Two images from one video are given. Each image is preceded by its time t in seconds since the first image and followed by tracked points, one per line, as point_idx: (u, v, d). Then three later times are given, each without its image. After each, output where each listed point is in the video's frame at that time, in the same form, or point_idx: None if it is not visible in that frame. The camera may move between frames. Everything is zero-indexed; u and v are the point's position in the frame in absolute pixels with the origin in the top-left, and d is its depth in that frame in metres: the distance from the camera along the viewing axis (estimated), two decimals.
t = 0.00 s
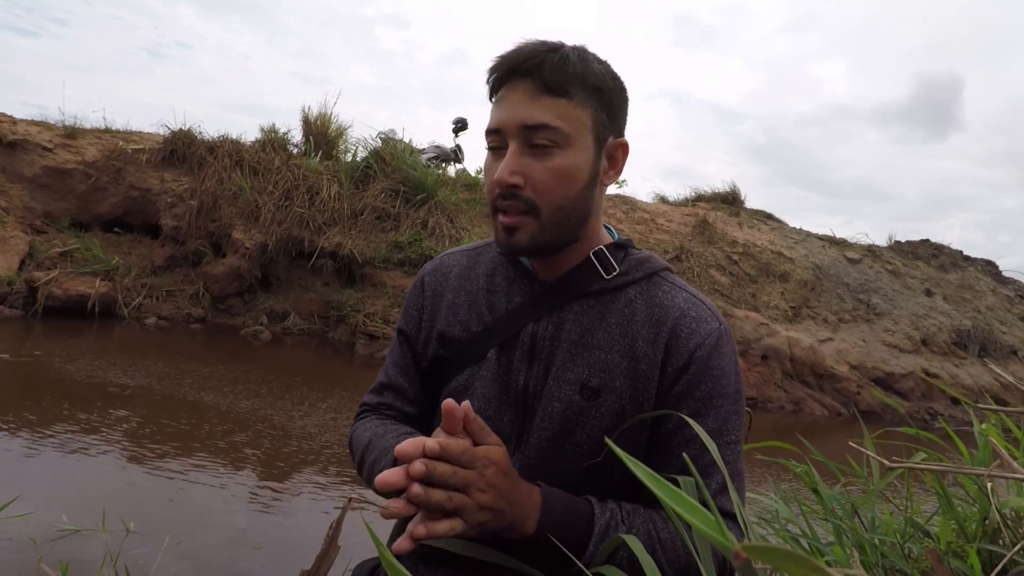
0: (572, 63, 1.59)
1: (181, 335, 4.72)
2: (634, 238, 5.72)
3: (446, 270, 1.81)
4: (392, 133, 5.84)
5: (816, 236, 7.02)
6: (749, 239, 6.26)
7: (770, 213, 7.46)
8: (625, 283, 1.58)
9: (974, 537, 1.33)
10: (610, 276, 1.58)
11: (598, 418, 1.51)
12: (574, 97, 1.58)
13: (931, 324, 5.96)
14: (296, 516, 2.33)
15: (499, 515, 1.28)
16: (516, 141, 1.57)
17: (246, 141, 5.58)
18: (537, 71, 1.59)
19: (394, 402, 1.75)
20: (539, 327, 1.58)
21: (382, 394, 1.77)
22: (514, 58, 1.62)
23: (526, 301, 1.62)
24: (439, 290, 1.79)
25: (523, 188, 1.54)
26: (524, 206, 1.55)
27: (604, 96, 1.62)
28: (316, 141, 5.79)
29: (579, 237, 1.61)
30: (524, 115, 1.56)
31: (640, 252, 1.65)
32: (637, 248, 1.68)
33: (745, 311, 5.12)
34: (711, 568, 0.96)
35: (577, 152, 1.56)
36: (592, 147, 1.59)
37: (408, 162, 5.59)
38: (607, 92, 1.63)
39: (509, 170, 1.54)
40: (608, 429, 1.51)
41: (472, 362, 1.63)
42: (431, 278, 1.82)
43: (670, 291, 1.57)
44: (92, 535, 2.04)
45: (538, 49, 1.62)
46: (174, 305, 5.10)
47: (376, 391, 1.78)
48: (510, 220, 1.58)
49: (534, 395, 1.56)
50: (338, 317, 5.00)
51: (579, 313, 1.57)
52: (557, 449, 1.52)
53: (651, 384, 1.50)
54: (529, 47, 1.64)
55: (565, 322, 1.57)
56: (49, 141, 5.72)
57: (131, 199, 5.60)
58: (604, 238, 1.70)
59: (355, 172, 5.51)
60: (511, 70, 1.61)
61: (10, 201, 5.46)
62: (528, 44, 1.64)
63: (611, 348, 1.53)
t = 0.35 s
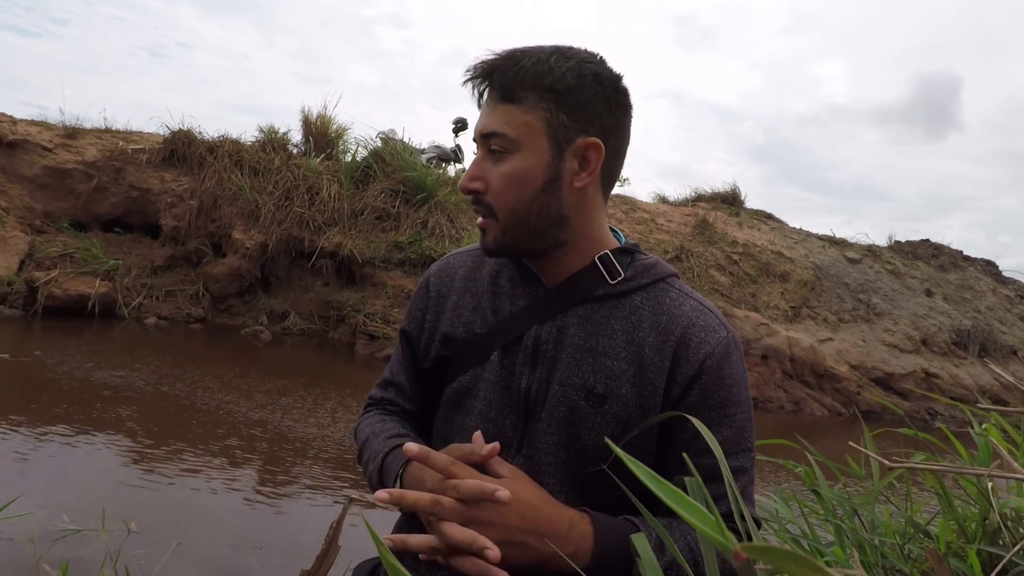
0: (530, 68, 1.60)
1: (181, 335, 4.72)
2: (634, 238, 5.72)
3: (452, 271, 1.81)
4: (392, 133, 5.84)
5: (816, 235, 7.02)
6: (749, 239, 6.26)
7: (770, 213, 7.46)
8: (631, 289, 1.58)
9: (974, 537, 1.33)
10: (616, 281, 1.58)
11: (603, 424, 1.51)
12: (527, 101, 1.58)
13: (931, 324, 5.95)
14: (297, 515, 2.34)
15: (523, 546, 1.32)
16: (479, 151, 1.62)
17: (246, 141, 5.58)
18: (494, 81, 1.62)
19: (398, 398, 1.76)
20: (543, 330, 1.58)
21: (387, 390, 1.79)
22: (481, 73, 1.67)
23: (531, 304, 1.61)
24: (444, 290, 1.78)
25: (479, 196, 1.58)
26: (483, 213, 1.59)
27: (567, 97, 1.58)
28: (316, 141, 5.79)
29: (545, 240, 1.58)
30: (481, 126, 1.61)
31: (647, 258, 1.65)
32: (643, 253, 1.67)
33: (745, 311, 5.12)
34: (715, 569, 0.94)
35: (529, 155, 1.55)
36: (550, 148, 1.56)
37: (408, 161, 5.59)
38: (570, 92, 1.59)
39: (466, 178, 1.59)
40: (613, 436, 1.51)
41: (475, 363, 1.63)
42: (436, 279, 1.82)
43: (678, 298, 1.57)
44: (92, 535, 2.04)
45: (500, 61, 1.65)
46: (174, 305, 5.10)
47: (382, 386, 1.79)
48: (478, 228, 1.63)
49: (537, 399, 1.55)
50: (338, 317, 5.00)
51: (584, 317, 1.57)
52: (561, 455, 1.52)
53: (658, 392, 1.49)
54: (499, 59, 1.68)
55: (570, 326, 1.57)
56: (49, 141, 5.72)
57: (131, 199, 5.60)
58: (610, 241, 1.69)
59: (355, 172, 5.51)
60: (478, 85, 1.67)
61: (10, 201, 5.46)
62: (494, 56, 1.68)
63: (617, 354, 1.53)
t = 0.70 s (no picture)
0: (535, 70, 1.60)
1: (181, 335, 4.72)
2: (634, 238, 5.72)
3: (455, 272, 1.81)
4: (392, 133, 5.84)
5: (816, 236, 7.02)
6: (749, 239, 6.26)
7: (770, 213, 7.46)
8: (634, 292, 1.58)
9: (973, 537, 1.33)
10: (619, 284, 1.58)
11: (606, 427, 1.51)
12: (533, 102, 1.57)
13: (931, 324, 5.95)
14: (297, 515, 2.34)
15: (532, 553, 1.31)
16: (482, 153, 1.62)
17: (246, 141, 5.58)
18: (499, 83, 1.62)
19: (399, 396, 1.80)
20: (546, 332, 1.58)
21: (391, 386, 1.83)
22: (486, 75, 1.66)
23: (534, 306, 1.61)
24: (447, 290, 1.78)
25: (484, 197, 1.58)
26: (488, 215, 1.59)
27: (572, 98, 1.58)
28: (316, 141, 5.79)
29: (550, 242, 1.59)
30: (485, 127, 1.61)
31: (651, 261, 1.64)
32: (647, 256, 1.67)
33: (745, 311, 5.12)
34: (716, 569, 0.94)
35: (535, 157, 1.55)
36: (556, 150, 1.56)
37: (408, 161, 5.59)
38: (575, 93, 1.59)
39: (470, 181, 1.59)
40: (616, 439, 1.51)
41: (477, 365, 1.63)
42: (439, 280, 1.82)
43: (681, 303, 1.57)
44: (92, 535, 2.04)
45: (504, 63, 1.65)
46: (174, 305, 5.10)
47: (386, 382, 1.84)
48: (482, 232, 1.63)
49: (539, 401, 1.55)
50: (338, 317, 5.00)
51: (587, 320, 1.57)
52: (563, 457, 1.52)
53: (660, 396, 1.49)
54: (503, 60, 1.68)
55: (573, 329, 1.57)
56: (49, 141, 5.72)
57: (131, 199, 5.60)
58: (614, 243, 1.68)
59: (355, 172, 5.51)
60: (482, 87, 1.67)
61: (10, 201, 5.46)
62: (499, 58, 1.68)
63: (620, 357, 1.53)
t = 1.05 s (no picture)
0: (591, 66, 1.56)
1: (181, 335, 4.72)
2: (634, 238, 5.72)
3: (453, 267, 1.80)
4: (392, 133, 5.84)
5: (816, 236, 7.02)
6: (749, 239, 6.26)
7: (770, 213, 7.46)
8: (638, 285, 1.58)
9: (973, 537, 1.33)
10: (623, 278, 1.58)
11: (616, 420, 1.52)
12: (599, 100, 1.55)
13: (931, 324, 5.95)
14: (298, 515, 2.34)
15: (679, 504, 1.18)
16: (545, 150, 1.53)
17: (246, 141, 5.58)
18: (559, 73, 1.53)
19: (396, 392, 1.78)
20: (550, 329, 1.58)
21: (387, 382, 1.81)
22: (535, 63, 1.55)
23: (537, 303, 1.62)
24: (446, 285, 1.77)
25: (561, 198, 1.51)
26: (562, 217, 1.52)
27: (618, 97, 1.60)
28: (316, 141, 5.79)
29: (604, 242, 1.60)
30: (552, 121, 1.51)
31: (651, 253, 1.65)
32: (648, 248, 1.68)
33: (745, 311, 5.12)
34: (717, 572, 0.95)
35: (605, 157, 1.54)
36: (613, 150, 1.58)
37: (408, 162, 5.59)
38: (622, 92, 1.61)
39: (546, 181, 1.50)
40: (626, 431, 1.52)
41: (481, 361, 1.63)
42: (438, 274, 1.81)
43: (683, 293, 1.58)
44: (92, 535, 2.04)
45: (553, 53, 1.56)
46: (174, 305, 5.11)
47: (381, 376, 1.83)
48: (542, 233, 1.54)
49: (545, 397, 1.55)
50: (338, 317, 5.00)
51: (592, 315, 1.57)
52: (570, 453, 1.51)
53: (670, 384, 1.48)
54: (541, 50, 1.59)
55: (577, 324, 1.57)
56: (49, 141, 5.72)
57: (131, 199, 5.59)
58: (615, 239, 1.69)
59: (355, 172, 5.51)
60: (530, 75, 1.54)
61: (10, 201, 5.46)
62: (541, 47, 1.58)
63: (625, 351, 1.54)
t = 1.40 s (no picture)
0: (595, 83, 1.54)
1: (181, 335, 4.72)
2: (634, 238, 5.72)
3: (446, 274, 1.81)
4: (392, 133, 5.84)
5: (816, 236, 7.02)
6: (749, 239, 6.26)
7: (770, 213, 7.46)
8: (630, 289, 1.58)
9: (974, 537, 1.33)
10: (614, 282, 1.58)
11: (608, 424, 1.50)
12: (602, 119, 1.53)
13: (931, 324, 5.95)
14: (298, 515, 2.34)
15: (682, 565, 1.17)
16: (546, 169, 1.52)
17: (246, 141, 5.58)
18: (566, 94, 1.49)
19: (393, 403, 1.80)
20: (543, 334, 1.58)
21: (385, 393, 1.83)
22: (541, 78, 1.51)
23: (530, 308, 1.62)
24: (440, 293, 1.78)
25: (560, 220, 1.52)
26: (559, 236, 1.53)
27: (619, 112, 1.60)
28: (316, 141, 5.79)
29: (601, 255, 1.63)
30: (556, 144, 1.50)
31: (643, 257, 1.66)
32: (639, 252, 1.68)
33: (745, 311, 5.12)
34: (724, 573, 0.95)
35: (607, 177, 1.55)
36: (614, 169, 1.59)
37: (408, 161, 5.59)
38: (623, 107, 1.60)
39: (546, 203, 1.50)
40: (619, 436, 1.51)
41: (475, 367, 1.63)
42: (432, 282, 1.82)
43: (675, 297, 1.58)
44: (93, 535, 2.05)
45: (560, 68, 1.52)
46: (174, 305, 5.10)
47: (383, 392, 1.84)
48: (542, 249, 1.55)
49: (538, 402, 1.55)
50: (338, 317, 5.00)
51: (584, 320, 1.57)
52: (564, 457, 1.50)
53: (661, 390, 1.49)
54: (544, 62, 1.54)
55: (570, 330, 1.57)
56: (49, 141, 5.72)
57: (131, 199, 5.59)
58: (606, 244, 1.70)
59: (355, 172, 5.51)
60: (532, 91, 1.51)
61: (10, 201, 5.46)
62: (545, 60, 1.53)
63: (618, 355, 1.53)
